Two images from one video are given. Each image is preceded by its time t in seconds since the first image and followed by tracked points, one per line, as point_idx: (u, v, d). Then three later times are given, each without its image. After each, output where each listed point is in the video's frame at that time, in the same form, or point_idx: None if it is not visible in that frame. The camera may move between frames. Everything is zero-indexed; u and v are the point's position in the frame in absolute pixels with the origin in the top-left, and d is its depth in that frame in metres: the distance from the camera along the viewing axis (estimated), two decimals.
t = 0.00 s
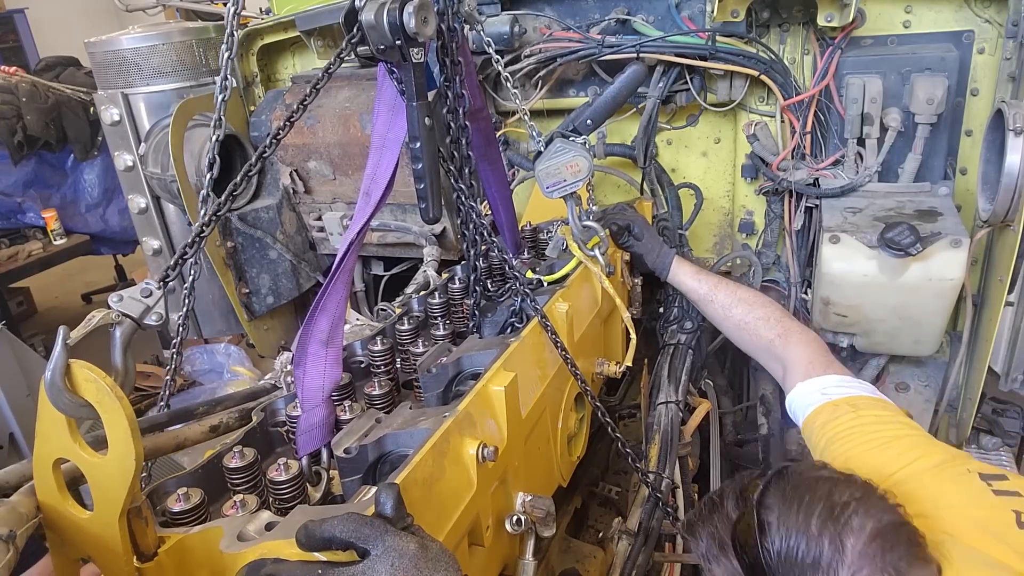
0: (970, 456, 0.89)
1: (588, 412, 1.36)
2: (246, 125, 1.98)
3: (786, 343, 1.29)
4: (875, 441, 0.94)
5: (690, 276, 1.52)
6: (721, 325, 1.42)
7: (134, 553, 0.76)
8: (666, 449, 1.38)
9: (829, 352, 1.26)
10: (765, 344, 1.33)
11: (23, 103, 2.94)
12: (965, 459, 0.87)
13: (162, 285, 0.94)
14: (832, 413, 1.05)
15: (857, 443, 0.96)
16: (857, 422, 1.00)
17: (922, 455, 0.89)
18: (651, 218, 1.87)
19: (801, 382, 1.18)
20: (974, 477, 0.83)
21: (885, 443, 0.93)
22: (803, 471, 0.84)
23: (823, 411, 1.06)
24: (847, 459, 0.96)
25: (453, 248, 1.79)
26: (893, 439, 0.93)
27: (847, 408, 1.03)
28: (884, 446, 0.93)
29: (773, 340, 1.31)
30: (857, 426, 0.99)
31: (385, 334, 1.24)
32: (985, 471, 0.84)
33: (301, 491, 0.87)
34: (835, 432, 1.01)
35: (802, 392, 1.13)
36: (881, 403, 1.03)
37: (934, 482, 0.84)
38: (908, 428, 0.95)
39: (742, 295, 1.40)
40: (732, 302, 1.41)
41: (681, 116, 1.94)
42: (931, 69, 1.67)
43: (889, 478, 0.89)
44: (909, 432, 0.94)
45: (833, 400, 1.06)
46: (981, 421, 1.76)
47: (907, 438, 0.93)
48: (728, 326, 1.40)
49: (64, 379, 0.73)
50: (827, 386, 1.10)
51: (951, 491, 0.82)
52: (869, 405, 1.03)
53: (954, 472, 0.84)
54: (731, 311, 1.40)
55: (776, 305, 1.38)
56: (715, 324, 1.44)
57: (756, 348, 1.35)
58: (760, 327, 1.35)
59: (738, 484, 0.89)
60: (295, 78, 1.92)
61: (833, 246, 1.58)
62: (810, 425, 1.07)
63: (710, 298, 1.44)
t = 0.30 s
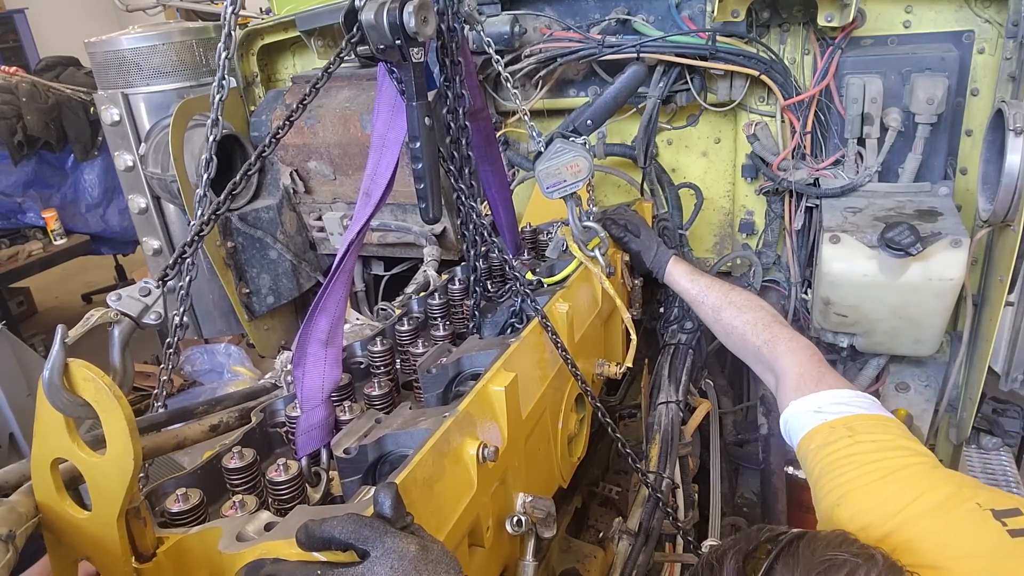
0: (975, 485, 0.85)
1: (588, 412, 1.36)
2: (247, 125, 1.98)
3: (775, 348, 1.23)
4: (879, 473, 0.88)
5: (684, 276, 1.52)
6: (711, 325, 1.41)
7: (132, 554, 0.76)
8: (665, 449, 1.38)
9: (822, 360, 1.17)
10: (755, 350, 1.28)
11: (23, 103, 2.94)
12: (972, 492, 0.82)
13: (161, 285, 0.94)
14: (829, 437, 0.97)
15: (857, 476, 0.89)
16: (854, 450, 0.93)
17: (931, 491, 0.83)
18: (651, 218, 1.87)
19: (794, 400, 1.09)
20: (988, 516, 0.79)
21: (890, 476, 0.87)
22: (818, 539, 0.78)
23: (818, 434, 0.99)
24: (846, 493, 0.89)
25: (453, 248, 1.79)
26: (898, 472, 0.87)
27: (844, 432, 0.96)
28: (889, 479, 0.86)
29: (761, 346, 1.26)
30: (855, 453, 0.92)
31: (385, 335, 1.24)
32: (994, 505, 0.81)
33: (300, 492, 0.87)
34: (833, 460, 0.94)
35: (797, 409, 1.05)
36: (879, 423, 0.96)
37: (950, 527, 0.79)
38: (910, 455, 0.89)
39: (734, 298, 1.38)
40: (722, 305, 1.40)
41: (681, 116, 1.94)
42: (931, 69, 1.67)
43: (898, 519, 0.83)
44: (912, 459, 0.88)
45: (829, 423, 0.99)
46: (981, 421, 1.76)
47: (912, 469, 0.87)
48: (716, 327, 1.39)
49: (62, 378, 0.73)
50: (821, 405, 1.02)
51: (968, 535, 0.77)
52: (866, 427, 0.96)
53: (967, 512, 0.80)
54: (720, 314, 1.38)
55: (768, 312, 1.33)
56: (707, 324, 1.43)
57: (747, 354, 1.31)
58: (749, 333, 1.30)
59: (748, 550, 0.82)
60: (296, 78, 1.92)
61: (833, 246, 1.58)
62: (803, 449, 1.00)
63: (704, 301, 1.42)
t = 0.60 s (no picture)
0: (978, 481, 0.86)
1: (590, 412, 1.36)
2: (247, 125, 1.98)
3: (776, 344, 1.24)
4: (886, 471, 0.88)
5: (686, 273, 1.52)
6: (714, 322, 1.41)
7: (137, 555, 0.77)
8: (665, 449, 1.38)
9: (823, 354, 1.17)
10: (757, 347, 1.29)
11: (23, 103, 2.94)
12: (977, 488, 0.83)
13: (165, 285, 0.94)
14: (834, 434, 0.97)
15: (864, 474, 0.89)
16: (862, 448, 0.92)
17: (937, 488, 0.83)
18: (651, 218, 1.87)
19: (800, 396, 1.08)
20: (992, 512, 0.80)
21: (897, 474, 0.87)
22: (804, 521, 0.80)
23: (825, 432, 0.98)
24: (853, 491, 0.89)
25: (453, 248, 1.79)
26: (905, 470, 0.87)
27: (850, 429, 0.96)
28: (895, 477, 0.87)
29: (763, 343, 1.27)
30: (862, 451, 0.92)
31: (387, 335, 1.24)
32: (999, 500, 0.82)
33: (304, 492, 0.87)
34: (839, 458, 0.93)
35: (802, 407, 1.04)
36: (885, 418, 0.96)
37: (957, 523, 0.79)
38: (915, 452, 0.89)
39: (736, 295, 1.38)
40: (724, 300, 1.39)
41: (681, 116, 1.94)
42: (932, 69, 1.67)
43: (905, 517, 0.83)
44: (918, 457, 0.89)
45: (836, 420, 0.98)
46: (980, 421, 1.76)
47: (918, 466, 0.87)
48: (719, 323, 1.39)
49: (67, 379, 0.73)
50: (827, 402, 1.01)
51: (975, 531, 0.78)
52: (873, 424, 0.95)
53: (972, 508, 0.80)
54: (723, 309, 1.38)
55: (769, 306, 1.33)
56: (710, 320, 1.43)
57: (749, 350, 1.32)
58: (751, 330, 1.31)
59: (740, 536, 0.85)
60: (295, 78, 1.92)
61: (833, 246, 1.58)
62: (809, 446, 0.99)
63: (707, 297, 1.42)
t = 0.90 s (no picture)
0: (977, 478, 0.87)
1: (593, 412, 1.36)
2: (246, 124, 1.98)
3: (778, 346, 1.25)
4: (886, 468, 0.89)
5: (688, 272, 1.52)
6: (717, 320, 1.41)
7: (147, 556, 0.76)
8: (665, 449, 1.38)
9: (825, 352, 1.19)
10: (758, 346, 1.30)
11: (23, 103, 2.94)
12: (974, 484, 0.84)
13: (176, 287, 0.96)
14: (836, 431, 0.98)
15: (864, 471, 0.90)
16: (861, 446, 0.93)
17: (935, 483, 0.84)
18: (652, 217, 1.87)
19: (800, 394, 1.10)
20: (988, 506, 0.80)
21: (896, 470, 0.88)
22: (800, 516, 0.80)
23: (827, 429, 0.99)
24: (854, 487, 0.90)
25: (453, 248, 1.79)
26: (904, 467, 0.88)
27: (851, 427, 0.97)
28: (894, 474, 0.87)
29: (765, 342, 1.28)
30: (862, 448, 0.93)
31: (391, 334, 1.24)
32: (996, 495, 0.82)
33: (312, 493, 0.86)
34: (840, 455, 0.94)
35: (804, 404, 1.05)
36: (886, 415, 0.97)
37: (953, 517, 0.80)
38: (914, 449, 0.90)
39: (737, 293, 1.38)
40: (726, 300, 1.39)
41: (681, 116, 1.94)
42: (931, 69, 1.67)
43: (904, 512, 0.84)
44: (917, 453, 0.89)
45: (838, 417, 0.99)
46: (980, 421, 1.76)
47: (917, 462, 0.88)
48: (721, 321, 1.40)
49: (77, 381, 0.73)
50: (829, 399, 1.03)
51: (971, 525, 0.79)
52: (875, 421, 0.96)
53: (969, 503, 0.81)
54: (724, 308, 1.38)
55: (771, 304, 1.34)
56: (712, 319, 1.43)
57: (752, 348, 1.33)
58: (753, 328, 1.32)
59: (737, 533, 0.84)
60: (295, 78, 1.92)
61: (833, 246, 1.58)
62: (812, 444, 1.00)
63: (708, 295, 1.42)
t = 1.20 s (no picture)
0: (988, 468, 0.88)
1: (593, 411, 1.35)
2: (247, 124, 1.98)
3: (782, 340, 1.24)
4: (899, 458, 0.90)
5: (690, 270, 1.52)
6: (719, 317, 1.42)
7: (147, 556, 0.77)
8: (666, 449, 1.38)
9: (829, 344, 1.18)
10: (763, 340, 1.30)
11: (23, 103, 2.94)
12: (988, 474, 0.86)
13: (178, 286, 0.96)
14: (846, 422, 0.99)
15: (877, 461, 0.91)
16: (875, 436, 0.94)
17: (949, 474, 0.86)
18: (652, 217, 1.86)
19: (807, 386, 1.10)
20: (1004, 496, 0.82)
21: (910, 461, 0.89)
22: (822, 484, 0.80)
23: (836, 420, 1.00)
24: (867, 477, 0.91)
25: (453, 248, 1.79)
26: (918, 457, 0.89)
27: (862, 417, 0.98)
28: (908, 464, 0.89)
29: (769, 337, 1.27)
30: (874, 439, 0.94)
31: (391, 334, 1.24)
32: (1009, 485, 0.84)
33: (312, 493, 0.86)
34: (852, 446, 0.95)
35: (811, 397, 1.06)
36: (894, 406, 0.98)
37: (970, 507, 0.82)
38: (926, 439, 0.92)
39: (738, 289, 1.39)
40: (728, 296, 1.40)
41: (680, 116, 1.94)
42: (932, 69, 1.67)
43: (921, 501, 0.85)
44: (930, 443, 0.91)
45: (847, 408, 1.00)
46: (980, 421, 1.76)
47: (930, 453, 0.89)
48: (723, 317, 1.40)
49: (77, 381, 0.73)
50: (837, 390, 1.04)
51: (988, 514, 0.80)
52: (885, 411, 0.97)
53: (985, 493, 0.83)
54: (727, 305, 1.39)
55: (773, 299, 1.34)
56: (714, 316, 1.44)
57: (755, 344, 1.33)
58: (756, 323, 1.32)
59: (755, 483, 0.85)
60: (295, 78, 1.92)
61: (833, 246, 1.58)
62: (820, 435, 1.01)
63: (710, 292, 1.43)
